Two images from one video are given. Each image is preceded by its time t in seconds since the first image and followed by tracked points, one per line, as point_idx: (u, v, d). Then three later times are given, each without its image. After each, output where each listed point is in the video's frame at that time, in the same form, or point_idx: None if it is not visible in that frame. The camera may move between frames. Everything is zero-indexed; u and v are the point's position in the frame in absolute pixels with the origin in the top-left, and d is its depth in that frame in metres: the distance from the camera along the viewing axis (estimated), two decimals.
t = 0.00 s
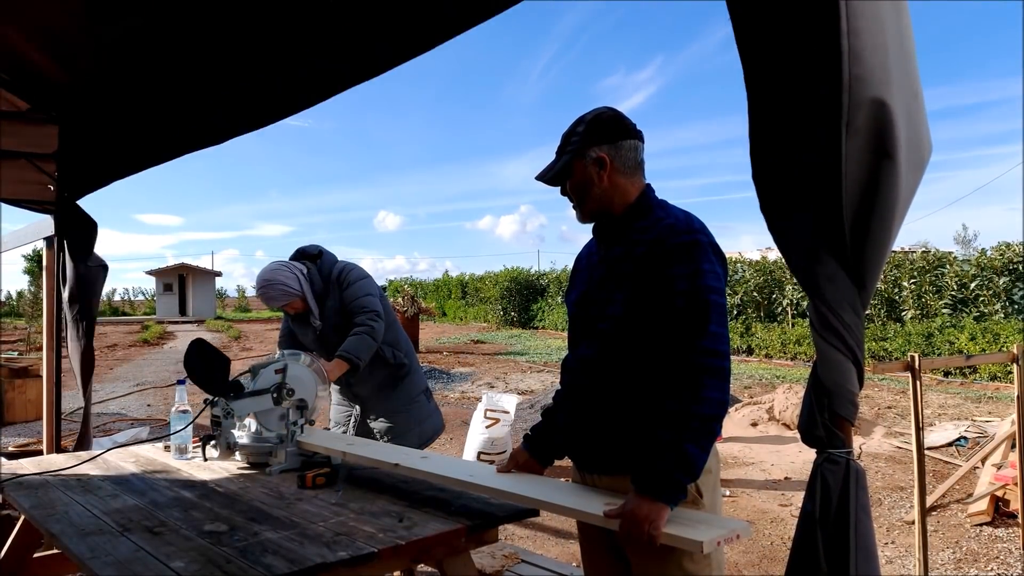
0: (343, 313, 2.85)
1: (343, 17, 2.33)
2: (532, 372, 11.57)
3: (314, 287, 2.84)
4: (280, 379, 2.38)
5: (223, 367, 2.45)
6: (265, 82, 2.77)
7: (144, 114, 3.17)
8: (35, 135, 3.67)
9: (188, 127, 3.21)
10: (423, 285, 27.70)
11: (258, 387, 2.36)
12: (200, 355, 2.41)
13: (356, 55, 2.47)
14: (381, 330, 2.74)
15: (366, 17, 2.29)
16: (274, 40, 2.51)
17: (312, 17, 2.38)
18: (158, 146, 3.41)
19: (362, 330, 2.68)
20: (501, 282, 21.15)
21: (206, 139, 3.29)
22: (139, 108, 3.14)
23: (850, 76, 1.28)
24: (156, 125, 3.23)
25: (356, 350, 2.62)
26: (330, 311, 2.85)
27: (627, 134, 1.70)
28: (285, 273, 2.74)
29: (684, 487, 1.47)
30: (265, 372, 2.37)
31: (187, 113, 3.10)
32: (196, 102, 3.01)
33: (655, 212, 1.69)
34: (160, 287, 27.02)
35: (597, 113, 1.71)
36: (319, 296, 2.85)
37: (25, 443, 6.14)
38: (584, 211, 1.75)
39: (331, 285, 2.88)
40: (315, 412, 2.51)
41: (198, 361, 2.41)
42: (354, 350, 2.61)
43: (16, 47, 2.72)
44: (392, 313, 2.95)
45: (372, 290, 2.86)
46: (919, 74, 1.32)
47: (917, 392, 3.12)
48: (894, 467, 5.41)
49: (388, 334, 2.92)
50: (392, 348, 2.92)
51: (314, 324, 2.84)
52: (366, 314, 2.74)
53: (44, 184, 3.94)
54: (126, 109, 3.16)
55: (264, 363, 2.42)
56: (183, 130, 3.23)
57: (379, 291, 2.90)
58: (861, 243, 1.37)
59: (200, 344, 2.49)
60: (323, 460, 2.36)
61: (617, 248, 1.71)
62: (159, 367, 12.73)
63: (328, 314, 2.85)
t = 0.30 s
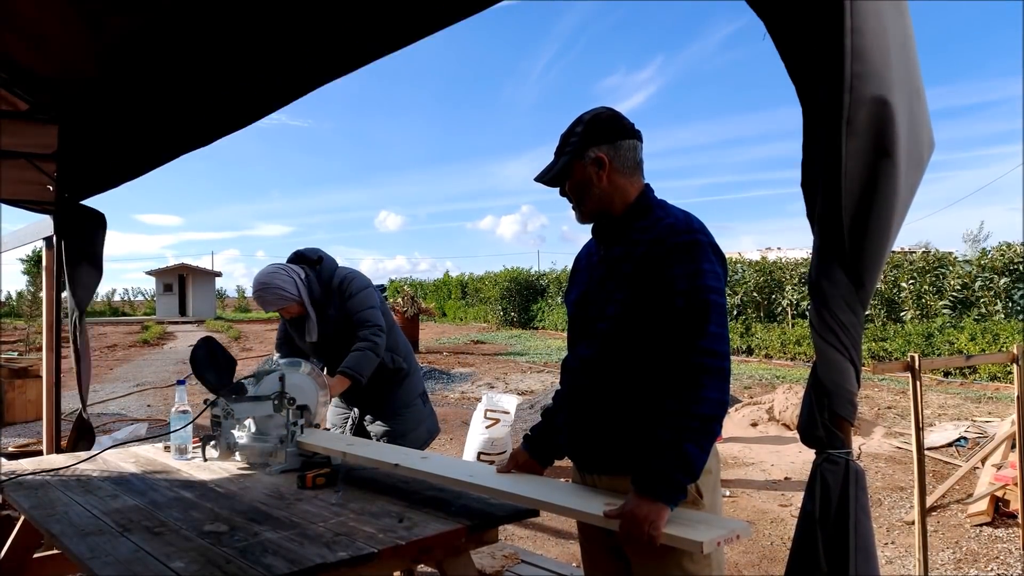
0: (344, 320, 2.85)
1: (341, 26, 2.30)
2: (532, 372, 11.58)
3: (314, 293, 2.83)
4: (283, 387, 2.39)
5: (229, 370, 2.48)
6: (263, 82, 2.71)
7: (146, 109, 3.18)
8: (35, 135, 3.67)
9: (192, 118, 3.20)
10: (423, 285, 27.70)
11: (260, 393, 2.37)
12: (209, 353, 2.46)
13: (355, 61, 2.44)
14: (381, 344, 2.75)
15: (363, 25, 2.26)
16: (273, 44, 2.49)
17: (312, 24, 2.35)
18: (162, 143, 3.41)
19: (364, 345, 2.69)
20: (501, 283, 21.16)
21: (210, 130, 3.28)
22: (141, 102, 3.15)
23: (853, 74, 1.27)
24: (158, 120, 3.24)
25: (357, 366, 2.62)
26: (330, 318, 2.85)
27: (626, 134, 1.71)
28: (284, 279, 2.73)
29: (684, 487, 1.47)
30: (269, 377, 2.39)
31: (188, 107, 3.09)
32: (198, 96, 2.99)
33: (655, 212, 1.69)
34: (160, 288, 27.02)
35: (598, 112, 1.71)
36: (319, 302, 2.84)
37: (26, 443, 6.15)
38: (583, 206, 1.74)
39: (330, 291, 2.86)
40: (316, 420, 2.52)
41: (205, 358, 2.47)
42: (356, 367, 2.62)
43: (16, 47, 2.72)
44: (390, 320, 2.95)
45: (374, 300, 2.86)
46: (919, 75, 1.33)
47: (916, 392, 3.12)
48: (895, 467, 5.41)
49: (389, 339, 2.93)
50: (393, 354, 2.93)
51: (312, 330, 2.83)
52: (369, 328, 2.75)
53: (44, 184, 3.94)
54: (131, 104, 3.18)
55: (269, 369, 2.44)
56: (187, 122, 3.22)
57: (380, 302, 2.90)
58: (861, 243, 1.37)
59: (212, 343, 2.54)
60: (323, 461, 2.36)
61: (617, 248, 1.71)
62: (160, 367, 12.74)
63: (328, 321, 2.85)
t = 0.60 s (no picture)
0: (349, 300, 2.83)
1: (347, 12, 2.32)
2: (532, 372, 11.57)
3: (323, 278, 2.84)
4: (274, 364, 2.33)
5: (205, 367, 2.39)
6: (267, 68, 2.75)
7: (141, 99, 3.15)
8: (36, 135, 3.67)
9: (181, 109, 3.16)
10: (423, 286, 27.70)
11: (252, 379, 2.33)
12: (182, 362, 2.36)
13: (360, 45, 2.48)
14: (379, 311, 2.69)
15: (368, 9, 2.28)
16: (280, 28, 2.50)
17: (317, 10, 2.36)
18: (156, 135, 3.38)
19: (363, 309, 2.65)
20: (501, 283, 21.15)
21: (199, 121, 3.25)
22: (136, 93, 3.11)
23: (857, 75, 1.27)
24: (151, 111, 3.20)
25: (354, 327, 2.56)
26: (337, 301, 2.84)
27: (626, 135, 1.70)
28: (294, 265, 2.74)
29: (684, 487, 1.46)
30: (258, 361, 2.34)
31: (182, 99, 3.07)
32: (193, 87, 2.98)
33: (654, 211, 1.69)
34: (160, 287, 27.02)
35: (597, 112, 1.71)
36: (328, 286, 2.85)
37: (26, 443, 6.15)
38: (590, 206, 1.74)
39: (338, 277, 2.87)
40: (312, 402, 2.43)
41: (182, 373, 2.36)
42: (351, 326, 2.56)
43: (16, 46, 2.72)
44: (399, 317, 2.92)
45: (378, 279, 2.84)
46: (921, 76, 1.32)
47: (917, 392, 3.12)
48: (895, 467, 5.41)
49: (396, 333, 2.91)
50: (401, 351, 2.92)
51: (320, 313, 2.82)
52: (368, 296, 2.71)
53: (44, 184, 3.94)
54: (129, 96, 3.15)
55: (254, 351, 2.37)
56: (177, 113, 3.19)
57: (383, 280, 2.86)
58: (862, 243, 1.37)
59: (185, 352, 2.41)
60: (323, 460, 2.36)
61: (617, 248, 1.71)
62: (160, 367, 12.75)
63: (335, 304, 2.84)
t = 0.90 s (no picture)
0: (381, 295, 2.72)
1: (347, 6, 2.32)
2: (532, 372, 11.58)
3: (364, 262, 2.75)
4: (246, 347, 2.40)
5: (189, 385, 2.30)
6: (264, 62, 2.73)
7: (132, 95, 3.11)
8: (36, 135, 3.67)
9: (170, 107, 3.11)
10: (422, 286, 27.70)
11: (234, 371, 2.38)
12: (164, 389, 2.24)
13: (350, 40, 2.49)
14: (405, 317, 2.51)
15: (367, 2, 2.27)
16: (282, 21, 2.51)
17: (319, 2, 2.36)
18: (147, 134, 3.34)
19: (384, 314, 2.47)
20: (501, 283, 21.16)
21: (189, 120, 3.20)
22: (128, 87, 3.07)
23: (862, 72, 1.24)
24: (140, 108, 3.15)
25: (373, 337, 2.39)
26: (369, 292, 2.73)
27: (626, 135, 1.70)
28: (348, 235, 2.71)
29: (684, 487, 1.46)
30: (230, 353, 2.38)
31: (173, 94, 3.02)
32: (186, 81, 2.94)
33: (654, 211, 1.69)
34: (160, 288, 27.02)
35: (597, 112, 1.71)
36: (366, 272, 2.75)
37: (26, 443, 6.16)
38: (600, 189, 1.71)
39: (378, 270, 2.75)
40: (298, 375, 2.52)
41: (165, 396, 2.25)
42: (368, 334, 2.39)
43: (16, 47, 2.72)
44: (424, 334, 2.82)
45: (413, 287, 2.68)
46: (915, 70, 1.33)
47: (916, 392, 3.12)
48: (894, 467, 5.41)
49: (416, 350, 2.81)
50: (420, 371, 2.82)
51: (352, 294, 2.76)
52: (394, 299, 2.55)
53: (44, 184, 3.95)
54: (122, 92, 3.12)
55: (220, 341, 2.39)
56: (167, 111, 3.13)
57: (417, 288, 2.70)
58: (862, 239, 1.37)
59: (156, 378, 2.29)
60: (323, 460, 2.36)
61: (617, 248, 1.71)
62: (160, 368, 12.75)
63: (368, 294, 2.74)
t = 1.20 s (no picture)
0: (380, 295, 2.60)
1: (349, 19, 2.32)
2: (532, 372, 11.58)
3: (357, 263, 2.64)
4: (246, 347, 2.40)
5: (188, 384, 2.30)
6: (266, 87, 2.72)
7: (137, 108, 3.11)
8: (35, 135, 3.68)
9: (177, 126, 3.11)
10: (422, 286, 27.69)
11: (234, 371, 2.38)
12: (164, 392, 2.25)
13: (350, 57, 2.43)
14: (378, 315, 2.34)
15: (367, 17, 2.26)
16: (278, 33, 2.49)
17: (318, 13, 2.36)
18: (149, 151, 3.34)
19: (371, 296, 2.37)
20: (501, 283, 21.15)
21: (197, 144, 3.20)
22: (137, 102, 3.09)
23: (845, 77, 1.26)
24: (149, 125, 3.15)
25: (340, 342, 2.24)
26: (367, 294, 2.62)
27: (625, 135, 1.70)
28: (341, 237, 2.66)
29: (684, 487, 1.46)
30: (229, 353, 2.38)
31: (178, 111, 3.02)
32: (190, 97, 2.94)
33: (654, 211, 1.69)
34: (160, 288, 27.01)
35: (597, 112, 1.71)
36: (362, 275, 2.64)
37: (25, 443, 6.16)
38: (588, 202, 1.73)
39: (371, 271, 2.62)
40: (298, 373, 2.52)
41: (165, 397, 2.25)
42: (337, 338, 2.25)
43: (16, 47, 2.73)
44: (434, 325, 2.64)
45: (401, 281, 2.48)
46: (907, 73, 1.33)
47: (916, 392, 3.11)
48: (894, 467, 5.41)
49: (423, 348, 2.62)
50: (434, 371, 2.64)
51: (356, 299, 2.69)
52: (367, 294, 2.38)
53: (43, 184, 3.95)
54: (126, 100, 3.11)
55: (220, 341, 2.39)
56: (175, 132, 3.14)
57: (406, 281, 2.49)
58: (859, 241, 1.37)
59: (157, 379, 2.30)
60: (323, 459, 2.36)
61: (617, 248, 1.71)
62: (160, 368, 12.76)
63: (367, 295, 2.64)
